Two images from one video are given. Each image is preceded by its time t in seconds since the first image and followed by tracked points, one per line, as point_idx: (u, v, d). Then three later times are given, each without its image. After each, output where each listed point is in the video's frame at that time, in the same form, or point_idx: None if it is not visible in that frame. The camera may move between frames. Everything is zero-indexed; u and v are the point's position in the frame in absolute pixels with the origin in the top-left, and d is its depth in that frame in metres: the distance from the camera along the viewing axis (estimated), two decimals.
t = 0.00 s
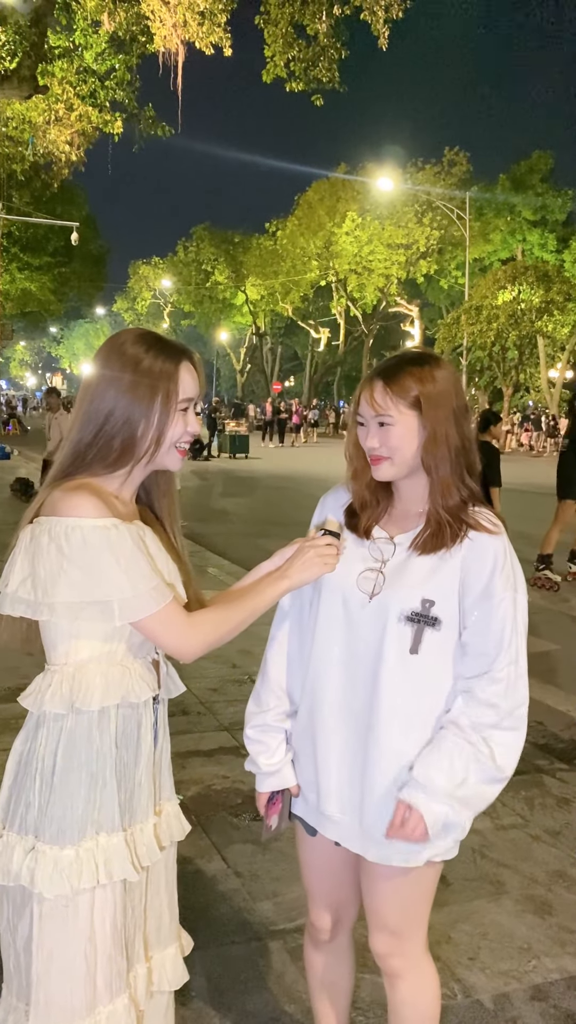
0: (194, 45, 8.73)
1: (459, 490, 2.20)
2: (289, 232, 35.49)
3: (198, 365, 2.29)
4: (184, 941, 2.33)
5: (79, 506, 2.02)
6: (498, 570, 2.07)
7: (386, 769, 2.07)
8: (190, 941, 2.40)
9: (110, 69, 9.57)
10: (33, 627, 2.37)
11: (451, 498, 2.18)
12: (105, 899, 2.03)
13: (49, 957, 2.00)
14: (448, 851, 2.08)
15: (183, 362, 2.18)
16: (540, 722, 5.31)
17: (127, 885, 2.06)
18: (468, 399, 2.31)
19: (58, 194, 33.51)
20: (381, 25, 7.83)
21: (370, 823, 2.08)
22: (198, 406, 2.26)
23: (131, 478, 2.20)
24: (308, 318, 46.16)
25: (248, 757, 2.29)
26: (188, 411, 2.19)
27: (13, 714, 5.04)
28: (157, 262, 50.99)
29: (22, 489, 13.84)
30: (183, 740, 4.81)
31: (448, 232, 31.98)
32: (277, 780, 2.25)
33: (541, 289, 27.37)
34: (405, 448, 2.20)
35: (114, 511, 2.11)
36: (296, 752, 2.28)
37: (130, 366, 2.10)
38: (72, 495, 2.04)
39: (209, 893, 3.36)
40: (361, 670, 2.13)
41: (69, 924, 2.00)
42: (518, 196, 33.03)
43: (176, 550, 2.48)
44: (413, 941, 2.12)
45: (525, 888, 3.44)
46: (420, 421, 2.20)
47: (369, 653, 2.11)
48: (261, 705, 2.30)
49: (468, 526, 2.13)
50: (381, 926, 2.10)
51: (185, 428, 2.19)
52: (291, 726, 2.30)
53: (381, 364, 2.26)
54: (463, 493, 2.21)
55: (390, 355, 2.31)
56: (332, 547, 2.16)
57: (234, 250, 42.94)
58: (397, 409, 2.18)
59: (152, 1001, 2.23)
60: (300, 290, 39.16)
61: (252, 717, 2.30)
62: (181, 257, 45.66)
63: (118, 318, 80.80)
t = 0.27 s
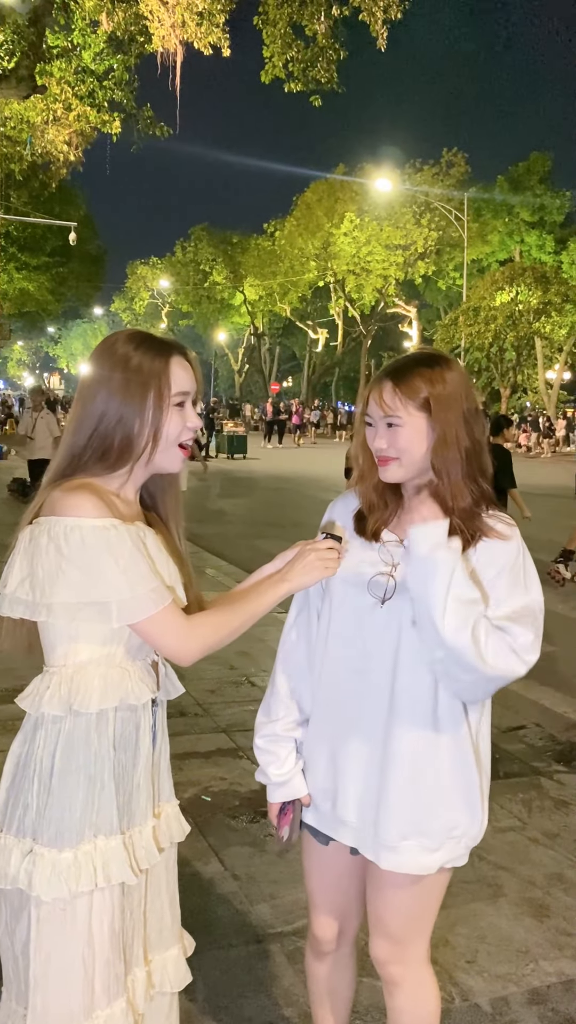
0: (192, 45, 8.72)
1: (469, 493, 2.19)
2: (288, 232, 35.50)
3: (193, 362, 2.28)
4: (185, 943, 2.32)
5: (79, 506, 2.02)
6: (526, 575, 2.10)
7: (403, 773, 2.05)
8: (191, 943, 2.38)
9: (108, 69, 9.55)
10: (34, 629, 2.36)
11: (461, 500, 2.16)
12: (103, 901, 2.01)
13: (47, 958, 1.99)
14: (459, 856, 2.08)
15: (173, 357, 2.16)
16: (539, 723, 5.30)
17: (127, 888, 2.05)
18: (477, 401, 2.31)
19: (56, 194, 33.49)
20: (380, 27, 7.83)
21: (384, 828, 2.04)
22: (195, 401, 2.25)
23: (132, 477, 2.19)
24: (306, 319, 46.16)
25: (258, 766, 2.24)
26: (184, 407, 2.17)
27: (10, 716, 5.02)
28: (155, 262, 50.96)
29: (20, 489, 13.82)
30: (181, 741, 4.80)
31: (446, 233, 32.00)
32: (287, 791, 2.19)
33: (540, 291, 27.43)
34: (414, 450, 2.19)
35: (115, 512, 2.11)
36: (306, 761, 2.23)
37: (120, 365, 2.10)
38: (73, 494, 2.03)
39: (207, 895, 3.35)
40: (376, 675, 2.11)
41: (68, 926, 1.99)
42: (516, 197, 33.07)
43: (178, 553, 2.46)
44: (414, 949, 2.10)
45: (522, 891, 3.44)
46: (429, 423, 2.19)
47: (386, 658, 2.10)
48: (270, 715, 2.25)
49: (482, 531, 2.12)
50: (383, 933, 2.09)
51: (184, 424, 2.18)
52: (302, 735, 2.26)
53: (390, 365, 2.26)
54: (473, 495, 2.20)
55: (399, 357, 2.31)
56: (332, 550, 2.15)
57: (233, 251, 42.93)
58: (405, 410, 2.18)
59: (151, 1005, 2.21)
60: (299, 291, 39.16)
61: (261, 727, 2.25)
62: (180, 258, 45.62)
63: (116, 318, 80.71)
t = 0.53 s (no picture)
0: (191, 44, 8.72)
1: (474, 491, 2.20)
2: (286, 232, 35.50)
3: (189, 359, 2.28)
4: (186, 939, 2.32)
5: (70, 506, 2.02)
6: (515, 562, 2.07)
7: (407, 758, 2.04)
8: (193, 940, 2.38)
9: (108, 68, 9.55)
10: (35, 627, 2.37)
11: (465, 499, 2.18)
12: (101, 897, 2.02)
13: (43, 955, 1.99)
14: (459, 841, 2.02)
15: (169, 356, 2.17)
16: (536, 723, 5.31)
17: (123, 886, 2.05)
18: (486, 401, 2.32)
19: (55, 192, 33.43)
20: (379, 26, 7.83)
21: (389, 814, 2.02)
22: (193, 397, 2.25)
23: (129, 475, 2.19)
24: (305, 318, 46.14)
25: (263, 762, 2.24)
26: (182, 403, 2.18)
27: (8, 715, 5.02)
28: (153, 261, 50.96)
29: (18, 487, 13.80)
30: (179, 740, 4.81)
31: (445, 232, 32.03)
32: (291, 786, 2.17)
33: (538, 291, 27.43)
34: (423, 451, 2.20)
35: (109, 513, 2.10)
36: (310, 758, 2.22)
37: (117, 364, 2.10)
38: (66, 494, 2.03)
39: (204, 893, 3.36)
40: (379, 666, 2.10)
41: (64, 923, 1.99)
42: (515, 197, 33.07)
43: (180, 554, 2.46)
44: (413, 948, 2.09)
45: (519, 889, 3.44)
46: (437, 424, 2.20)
47: (390, 652, 2.10)
48: (275, 711, 2.25)
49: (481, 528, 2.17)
50: (382, 930, 2.09)
51: (183, 421, 2.18)
52: (307, 731, 2.26)
53: (398, 366, 2.27)
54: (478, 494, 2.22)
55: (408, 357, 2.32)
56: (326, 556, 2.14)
57: (231, 250, 42.90)
58: (415, 411, 2.19)
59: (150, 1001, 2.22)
60: (297, 290, 39.14)
61: (266, 722, 2.25)
62: (179, 257, 45.61)
63: (114, 317, 80.62)
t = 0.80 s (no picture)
0: (191, 43, 8.72)
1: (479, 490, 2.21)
2: (287, 231, 35.54)
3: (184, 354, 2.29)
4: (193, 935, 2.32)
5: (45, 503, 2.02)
6: (515, 561, 2.08)
7: (403, 749, 2.04)
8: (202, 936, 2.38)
9: (108, 66, 9.55)
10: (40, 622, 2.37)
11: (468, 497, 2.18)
12: (104, 893, 2.01)
13: (45, 951, 1.99)
14: (456, 832, 2.03)
15: (167, 349, 2.18)
16: (537, 721, 5.31)
17: (128, 881, 2.05)
18: (491, 400, 2.33)
19: (55, 191, 33.46)
20: (379, 24, 7.83)
21: (385, 806, 2.02)
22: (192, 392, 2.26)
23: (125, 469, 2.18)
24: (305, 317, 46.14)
25: (261, 755, 2.24)
26: (182, 397, 2.19)
27: (10, 712, 5.03)
28: (153, 260, 50.98)
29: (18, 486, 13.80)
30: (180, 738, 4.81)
31: (445, 232, 32.07)
32: (290, 779, 2.18)
33: (539, 289, 27.43)
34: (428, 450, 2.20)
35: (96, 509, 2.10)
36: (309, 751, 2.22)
37: (116, 364, 2.09)
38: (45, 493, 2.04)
39: (205, 890, 3.37)
40: (376, 660, 2.11)
41: (66, 918, 1.99)
42: (516, 196, 33.06)
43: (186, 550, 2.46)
44: (420, 941, 2.10)
45: (520, 887, 3.44)
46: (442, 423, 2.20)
47: (387, 645, 2.10)
48: (273, 704, 2.25)
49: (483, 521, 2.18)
50: (388, 924, 2.09)
51: (184, 415, 2.18)
52: (304, 725, 2.26)
53: (405, 364, 2.27)
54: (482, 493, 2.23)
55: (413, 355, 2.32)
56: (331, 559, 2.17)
57: (231, 248, 42.89)
58: (419, 410, 2.18)
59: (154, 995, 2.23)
60: (297, 289, 39.14)
61: (265, 715, 2.25)
62: (178, 256, 45.60)
63: (114, 316, 80.65)
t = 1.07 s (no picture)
0: (192, 40, 8.71)
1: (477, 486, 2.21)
2: (287, 228, 35.51)
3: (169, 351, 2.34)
4: (197, 934, 2.32)
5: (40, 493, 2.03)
6: (513, 556, 2.08)
7: (402, 744, 2.05)
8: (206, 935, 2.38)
9: (109, 64, 9.54)
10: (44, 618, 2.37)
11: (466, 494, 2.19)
12: (107, 890, 2.01)
13: (47, 949, 1.98)
14: (456, 825, 2.02)
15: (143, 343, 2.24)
16: (538, 718, 5.31)
17: (131, 877, 2.05)
18: (490, 397, 2.33)
19: (55, 189, 33.44)
20: (380, 20, 7.82)
21: (384, 800, 2.03)
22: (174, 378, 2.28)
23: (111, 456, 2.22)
24: (306, 314, 46.11)
25: (262, 752, 2.24)
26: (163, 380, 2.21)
27: (12, 710, 5.04)
28: (154, 257, 50.96)
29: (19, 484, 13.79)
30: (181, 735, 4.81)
31: (446, 228, 32.07)
32: (290, 775, 2.18)
33: (539, 286, 27.42)
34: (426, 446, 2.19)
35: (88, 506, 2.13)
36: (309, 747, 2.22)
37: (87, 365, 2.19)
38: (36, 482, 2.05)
39: (207, 887, 3.38)
40: (374, 656, 2.11)
41: (68, 916, 1.98)
42: (517, 193, 33.01)
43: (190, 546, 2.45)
44: (424, 935, 2.10)
45: (521, 885, 3.45)
46: (441, 420, 2.20)
47: (386, 640, 2.10)
48: (273, 701, 2.25)
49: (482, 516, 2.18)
50: (393, 919, 2.10)
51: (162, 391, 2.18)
52: (305, 721, 2.25)
53: (404, 362, 2.27)
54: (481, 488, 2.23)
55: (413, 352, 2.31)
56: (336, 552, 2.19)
57: (232, 246, 42.86)
58: (417, 407, 2.18)
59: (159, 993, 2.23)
60: (298, 286, 39.11)
61: (264, 713, 2.25)
62: (179, 253, 45.58)
63: (115, 313, 80.60)
